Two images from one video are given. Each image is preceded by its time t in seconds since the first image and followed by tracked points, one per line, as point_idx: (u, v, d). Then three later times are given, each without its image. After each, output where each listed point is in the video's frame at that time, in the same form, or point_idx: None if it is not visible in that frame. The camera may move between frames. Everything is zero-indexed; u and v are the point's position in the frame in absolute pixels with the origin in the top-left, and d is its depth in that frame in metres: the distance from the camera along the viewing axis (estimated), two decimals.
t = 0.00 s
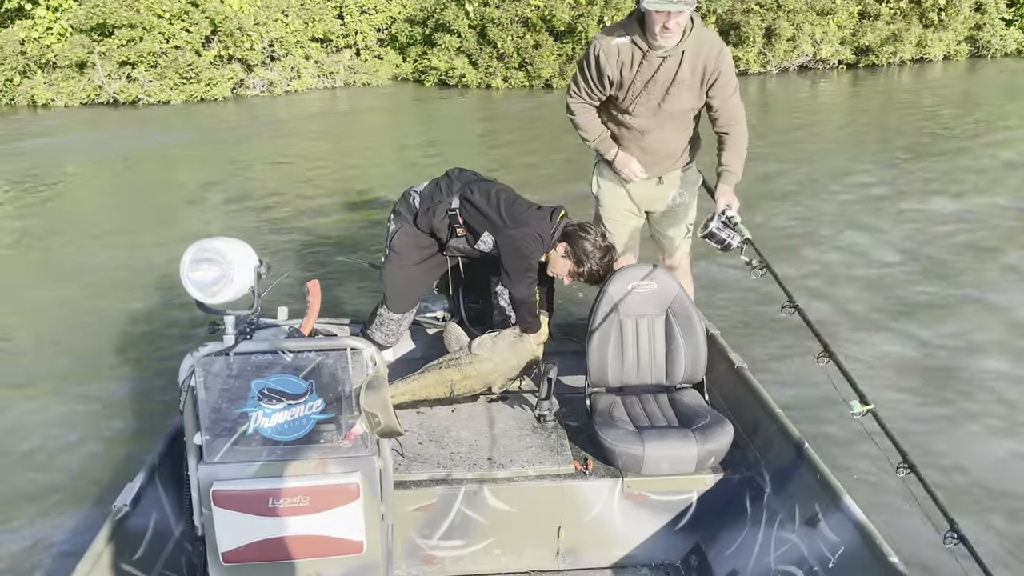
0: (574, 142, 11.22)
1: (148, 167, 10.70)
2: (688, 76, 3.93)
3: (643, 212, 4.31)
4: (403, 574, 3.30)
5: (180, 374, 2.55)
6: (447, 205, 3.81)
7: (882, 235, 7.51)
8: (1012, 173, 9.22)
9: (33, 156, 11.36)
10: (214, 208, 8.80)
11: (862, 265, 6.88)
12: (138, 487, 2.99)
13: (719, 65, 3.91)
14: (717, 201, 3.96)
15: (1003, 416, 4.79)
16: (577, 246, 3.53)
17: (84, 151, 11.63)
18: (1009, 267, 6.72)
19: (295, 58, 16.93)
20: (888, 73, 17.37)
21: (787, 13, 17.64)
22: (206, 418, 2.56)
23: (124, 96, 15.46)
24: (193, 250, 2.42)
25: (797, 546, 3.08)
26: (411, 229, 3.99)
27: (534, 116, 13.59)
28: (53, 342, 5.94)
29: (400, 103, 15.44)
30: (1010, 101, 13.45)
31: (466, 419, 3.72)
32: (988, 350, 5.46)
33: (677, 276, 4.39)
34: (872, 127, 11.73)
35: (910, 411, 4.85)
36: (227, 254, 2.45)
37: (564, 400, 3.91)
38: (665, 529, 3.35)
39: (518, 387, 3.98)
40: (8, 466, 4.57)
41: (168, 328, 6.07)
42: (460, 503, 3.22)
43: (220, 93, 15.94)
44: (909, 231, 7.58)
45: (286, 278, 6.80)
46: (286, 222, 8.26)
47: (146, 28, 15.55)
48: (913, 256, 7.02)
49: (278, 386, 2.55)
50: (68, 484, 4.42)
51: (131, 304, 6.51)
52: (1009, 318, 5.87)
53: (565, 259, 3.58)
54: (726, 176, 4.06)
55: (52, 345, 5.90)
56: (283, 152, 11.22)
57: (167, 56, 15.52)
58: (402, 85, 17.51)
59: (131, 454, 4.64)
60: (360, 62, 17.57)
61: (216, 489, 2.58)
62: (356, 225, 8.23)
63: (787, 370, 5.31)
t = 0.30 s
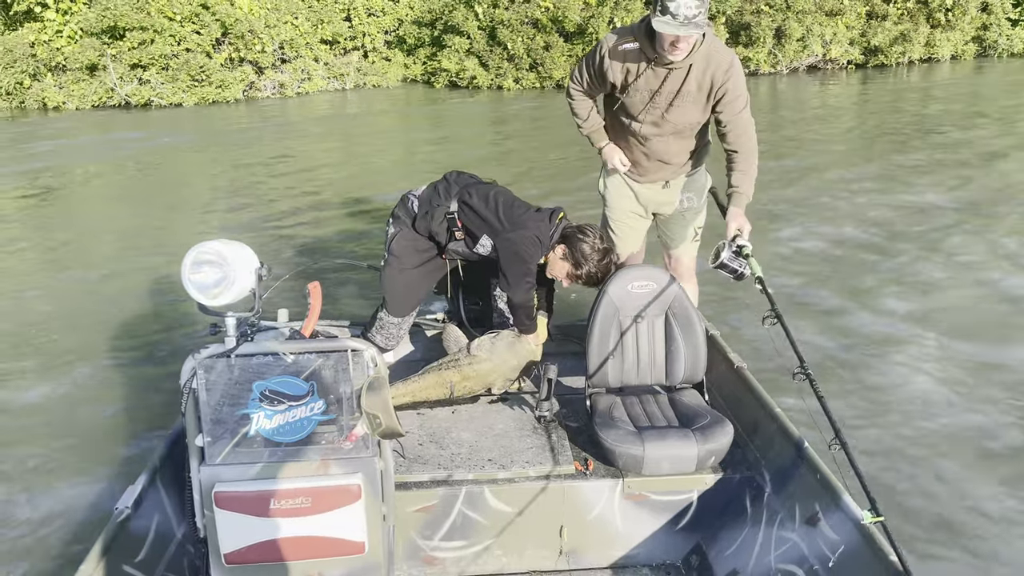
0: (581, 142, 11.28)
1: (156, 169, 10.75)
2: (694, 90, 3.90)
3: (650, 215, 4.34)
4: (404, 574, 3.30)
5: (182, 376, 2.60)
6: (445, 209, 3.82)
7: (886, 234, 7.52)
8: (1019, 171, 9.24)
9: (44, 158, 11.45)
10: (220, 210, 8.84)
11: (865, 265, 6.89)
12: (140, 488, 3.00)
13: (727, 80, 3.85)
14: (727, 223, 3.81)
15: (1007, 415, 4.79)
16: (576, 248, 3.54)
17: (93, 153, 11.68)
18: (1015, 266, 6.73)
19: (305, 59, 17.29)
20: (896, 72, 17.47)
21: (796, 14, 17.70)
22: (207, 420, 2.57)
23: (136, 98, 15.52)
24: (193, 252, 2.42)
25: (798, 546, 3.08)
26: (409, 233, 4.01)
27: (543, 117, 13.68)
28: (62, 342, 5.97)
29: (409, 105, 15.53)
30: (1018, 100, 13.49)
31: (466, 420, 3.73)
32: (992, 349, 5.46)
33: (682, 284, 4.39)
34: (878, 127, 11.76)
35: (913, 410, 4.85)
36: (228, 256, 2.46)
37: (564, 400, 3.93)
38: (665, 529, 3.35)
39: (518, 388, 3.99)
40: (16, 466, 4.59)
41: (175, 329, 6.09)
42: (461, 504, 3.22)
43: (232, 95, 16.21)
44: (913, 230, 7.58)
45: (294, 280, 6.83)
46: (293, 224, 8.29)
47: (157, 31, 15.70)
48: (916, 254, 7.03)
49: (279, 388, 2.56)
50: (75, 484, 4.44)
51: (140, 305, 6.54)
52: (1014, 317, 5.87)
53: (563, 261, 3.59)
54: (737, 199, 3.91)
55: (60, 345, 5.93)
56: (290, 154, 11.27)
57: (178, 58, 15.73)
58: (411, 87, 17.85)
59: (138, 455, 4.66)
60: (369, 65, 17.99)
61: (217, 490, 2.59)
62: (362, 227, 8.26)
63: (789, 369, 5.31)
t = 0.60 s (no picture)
0: (588, 142, 11.36)
1: (165, 167, 10.83)
2: (704, 103, 3.89)
3: (657, 216, 4.35)
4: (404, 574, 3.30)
5: (183, 375, 2.61)
6: (443, 209, 3.82)
7: (891, 233, 7.53)
8: None
9: (55, 158, 11.58)
10: (226, 208, 8.90)
11: (869, 264, 6.90)
12: (140, 488, 3.00)
13: (737, 92, 3.83)
14: (735, 243, 3.76)
15: (1012, 414, 4.78)
16: (576, 246, 3.54)
17: (103, 153, 11.79)
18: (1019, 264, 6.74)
19: (314, 61, 17.52)
20: (904, 71, 17.69)
21: (805, 14, 17.98)
22: (208, 419, 2.56)
23: (148, 100, 15.74)
24: (193, 253, 2.42)
25: (798, 546, 3.08)
26: (407, 234, 4.00)
27: (551, 117, 13.79)
28: (71, 338, 6.02)
29: (419, 105, 15.67)
30: None
31: (466, 419, 3.73)
32: (997, 349, 5.45)
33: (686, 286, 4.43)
34: (884, 126, 11.82)
35: (916, 409, 4.84)
36: (229, 256, 2.46)
37: (565, 400, 3.93)
38: (665, 529, 3.35)
39: (519, 388, 3.99)
40: (24, 460, 4.63)
41: (182, 325, 6.13)
42: (462, 504, 3.22)
43: (245, 96, 16.37)
44: (918, 229, 7.60)
45: (302, 277, 6.85)
46: (300, 222, 8.34)
47: (167, 33, 15.84)
48: (921, 254, 7.04)
49: (281, 387, 2.56)
50: (83, 479, 4.46)
51: (147, 302, 6.58)
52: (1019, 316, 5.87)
53: (563, 259, 3.59)
54: (744, 216, 3.89)
55: (71, 341, 5.98)
56: (298, 153, 11.34)
57: (190, 60, 15.88)
58: (420, 88, 18.19)
59: (146, 450, 4.69)
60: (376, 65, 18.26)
61: (218, 490, 2.58)
62: (369, 224, 8.31)
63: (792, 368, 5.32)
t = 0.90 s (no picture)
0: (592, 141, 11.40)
1: (170, 166, 10.86)
2: (709, 114, 3.90)
3: (657, 214, 4.33)
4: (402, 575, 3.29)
5: (179, 375, 2.55)
6: (442, 208, 3.81)
7: (893, 233, 7.53)
8: None
9: (63, 157, 11.64)
10: (231, 207, 8.91)
11: (871, 264, 6.90)
12: (137, 487, 2.99)
13: (744, 104, 3.82)
14: (736, 263, 3.67)
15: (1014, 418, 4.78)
16: (576, 244, 3.53)
17: (111, 153, 11.86)
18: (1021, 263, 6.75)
19: (324, 60, 17.55)
20: (911, 69, 17.85)
21: (814, 12, 18.10)
22: (205, 419, 2.55)
23: (159, 100, 15.78)
24: (190, 252, 2.42)
25: (797, 547, 3.07)
26: (405, 233, 3.99)
27: (557, 116, 13.85)
28: (77, 336, 6.03)
29: (428, 105, 15.72)
30: None
31: (465, 419, 3.72)
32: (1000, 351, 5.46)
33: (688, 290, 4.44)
34: (889, 124, 11.85)
35: (917, 411, 4.84)
36: (225, 254, 2.44)
37: (563, 400, 3.92)
38: (663, 529, 3.35)
39: (517, 388, 3.98)
40: (28, 458, 4.64)
41: (187, 324, 6.14)
42: (460, 504, 3.21)
43: (256, 96, 16.42)
44: (920, 229, 7.60)
45: (306, 276, 6.85)
46: (305, 221, 8.37)
47: (178, 33, 16.02)
48: (923, 254, 7.04)
49: (278, 387, 2.55)
50: (87, 477, 4.46)
51: (151, 302, 6.59)
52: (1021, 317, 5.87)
53: (562, 256, 3.59)
54: (744, 233, 3.82)
55: (76, 338, 6.00)
56: (304, 153, 11.37)
57: (201, 60, 15.97)
58: (429, 88, 18.31)
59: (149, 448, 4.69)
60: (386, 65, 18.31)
61: (215, 490, 2.57)
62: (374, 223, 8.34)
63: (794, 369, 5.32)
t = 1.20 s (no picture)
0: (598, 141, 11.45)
1: (175, 165, 10.91)
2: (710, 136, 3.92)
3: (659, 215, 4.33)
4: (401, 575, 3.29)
5: (176, 374, 2.53)
6: (441, 207, 3.81)
7: (896, 231, 7.52)
8: None
9: (71, 157, 11.70)
10: (234, 205, 8.95)
11: (873, 263, 6.90)
12: (135, 488, 2.99)
13: (743, 124, 3.83)
14: (736, 289, 3.66)
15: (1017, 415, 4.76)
16: (575, 242, 3.53)
17: (119, 152, 11.93)
18: None
19: (333, 60, 17.75)
20: (920, 66, 17.97)
21: (823, 10, 18.21)
22: (202, 418, 2.55)
23: (171, 100, 16.06)
24: (188, 251, 2.41)
25: (795, 546, 3.07)
26: (404, 233, 3.99)
27: (564, 115, 13.91)
28: (82, 333, 6.06)
29: (436, 104, 15.74)
30: None
31: (464, 419, 3.72)
32: (1003, 349, 5.44)
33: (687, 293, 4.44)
34: (894, 122, 11.85)
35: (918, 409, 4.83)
36: (223, 253, 2.44)
37: (562, 400, 3.91)
38: (662, 529, 3.34)
39: (516, 387, 3.98)
40: (32, 454, 4.66)
41: (191, 322, 6.16)
42: (459, 504, 3.21)
43: (268, 95, 16.63)
44: (922, 228, 7.59)
45: (312, 274, 6.88)
46: (311, 220, 8.40)
47: (189, 33, 16.22)
48: (924, 252, 7.03)
49: (276, 386, 2.54)
50: (90, 474, 4.48)
51: (156, 300, 6.62)
52: None
53: (562, 254, 3.59)
54: (745, 256, 3.83)
55: (82, 336, 6.03)
56: (311, 152, 11.42)
57: (212, 60, 16.21)
58: (438, 88, 18.45)
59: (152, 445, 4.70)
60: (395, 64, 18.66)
61: (212, 490, 2.57)
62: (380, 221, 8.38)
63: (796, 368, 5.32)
